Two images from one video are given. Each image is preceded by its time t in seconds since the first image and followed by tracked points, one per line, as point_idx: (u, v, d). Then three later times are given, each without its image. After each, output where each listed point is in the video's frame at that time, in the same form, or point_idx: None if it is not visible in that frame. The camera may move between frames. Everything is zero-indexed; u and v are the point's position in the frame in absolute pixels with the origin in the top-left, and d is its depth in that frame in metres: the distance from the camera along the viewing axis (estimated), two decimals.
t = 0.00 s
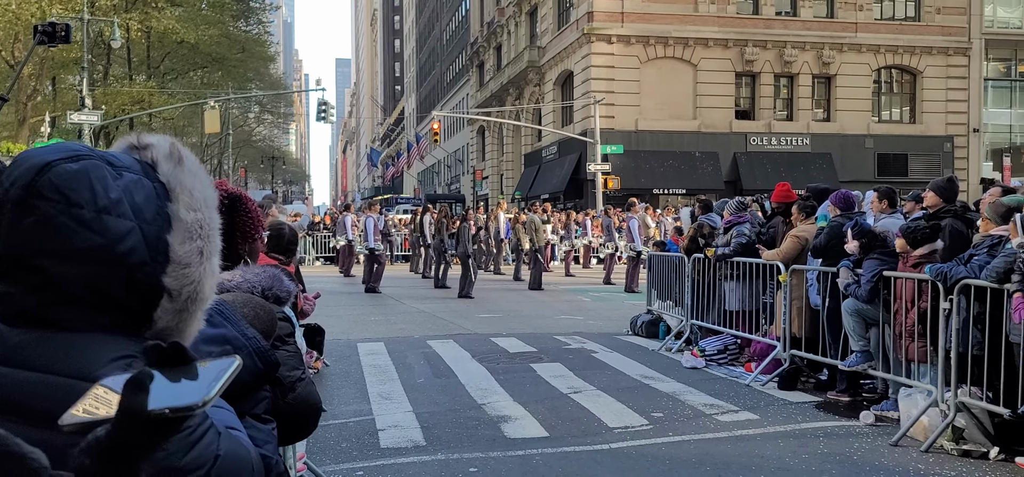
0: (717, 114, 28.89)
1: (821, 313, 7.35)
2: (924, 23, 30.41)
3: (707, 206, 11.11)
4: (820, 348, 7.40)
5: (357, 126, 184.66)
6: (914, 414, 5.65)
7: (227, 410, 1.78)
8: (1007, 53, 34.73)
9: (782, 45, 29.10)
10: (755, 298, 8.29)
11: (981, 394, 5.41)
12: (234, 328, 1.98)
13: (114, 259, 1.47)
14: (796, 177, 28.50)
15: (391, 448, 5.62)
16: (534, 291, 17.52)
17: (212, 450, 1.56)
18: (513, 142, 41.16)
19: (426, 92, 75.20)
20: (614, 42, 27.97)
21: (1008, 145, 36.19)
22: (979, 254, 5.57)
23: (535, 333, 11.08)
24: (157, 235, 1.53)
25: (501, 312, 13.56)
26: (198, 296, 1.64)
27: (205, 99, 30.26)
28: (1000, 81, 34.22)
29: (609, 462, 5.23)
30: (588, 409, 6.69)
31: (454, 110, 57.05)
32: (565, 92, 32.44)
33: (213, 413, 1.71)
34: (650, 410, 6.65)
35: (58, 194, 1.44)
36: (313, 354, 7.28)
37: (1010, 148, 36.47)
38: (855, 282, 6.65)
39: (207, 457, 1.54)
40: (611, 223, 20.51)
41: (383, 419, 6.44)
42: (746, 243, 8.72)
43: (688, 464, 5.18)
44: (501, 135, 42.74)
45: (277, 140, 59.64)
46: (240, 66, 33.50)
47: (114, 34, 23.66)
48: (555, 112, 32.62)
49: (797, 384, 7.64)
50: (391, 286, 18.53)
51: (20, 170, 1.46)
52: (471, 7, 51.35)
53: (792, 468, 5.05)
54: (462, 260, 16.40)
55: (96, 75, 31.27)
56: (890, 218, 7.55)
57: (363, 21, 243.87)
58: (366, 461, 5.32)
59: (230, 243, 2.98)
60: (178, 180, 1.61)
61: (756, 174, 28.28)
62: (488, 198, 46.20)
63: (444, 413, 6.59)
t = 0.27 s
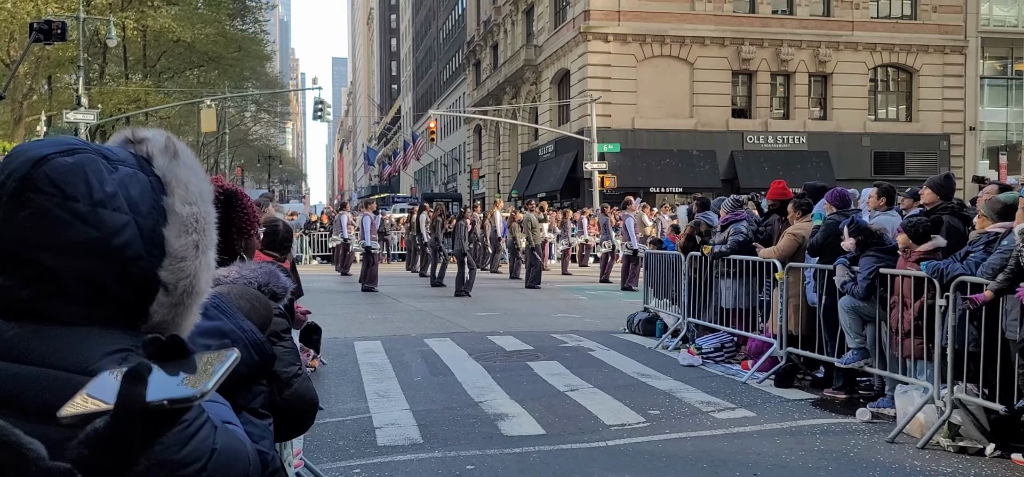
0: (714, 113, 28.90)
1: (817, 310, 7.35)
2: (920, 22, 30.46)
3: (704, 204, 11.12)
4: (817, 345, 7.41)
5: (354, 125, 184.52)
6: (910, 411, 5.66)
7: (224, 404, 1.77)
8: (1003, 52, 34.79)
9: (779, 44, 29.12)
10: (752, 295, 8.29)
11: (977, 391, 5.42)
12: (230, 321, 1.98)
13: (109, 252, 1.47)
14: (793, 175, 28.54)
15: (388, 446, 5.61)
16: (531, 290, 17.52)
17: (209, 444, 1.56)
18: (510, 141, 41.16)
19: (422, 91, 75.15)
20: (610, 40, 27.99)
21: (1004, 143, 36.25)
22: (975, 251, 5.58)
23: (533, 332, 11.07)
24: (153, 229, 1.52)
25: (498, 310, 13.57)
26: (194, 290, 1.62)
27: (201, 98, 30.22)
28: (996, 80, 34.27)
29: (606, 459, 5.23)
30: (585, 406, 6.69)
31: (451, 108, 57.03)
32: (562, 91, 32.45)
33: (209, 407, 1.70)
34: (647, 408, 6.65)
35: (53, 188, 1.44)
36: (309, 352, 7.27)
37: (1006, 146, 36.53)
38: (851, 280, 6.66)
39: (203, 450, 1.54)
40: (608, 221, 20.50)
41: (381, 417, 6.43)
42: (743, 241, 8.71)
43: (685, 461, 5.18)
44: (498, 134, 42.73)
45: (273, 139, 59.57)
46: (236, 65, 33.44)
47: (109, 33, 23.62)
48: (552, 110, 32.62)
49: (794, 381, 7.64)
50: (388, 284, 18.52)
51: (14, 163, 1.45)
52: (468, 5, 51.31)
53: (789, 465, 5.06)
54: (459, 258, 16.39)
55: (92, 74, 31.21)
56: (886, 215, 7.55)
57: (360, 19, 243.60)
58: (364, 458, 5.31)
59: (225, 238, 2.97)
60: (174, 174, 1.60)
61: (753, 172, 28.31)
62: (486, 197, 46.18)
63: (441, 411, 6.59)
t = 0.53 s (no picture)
0: (708, 110, 28.93)
1: (812, 306, 7.37)
2: (913, 18, 30.54)
3: (699, 201, 11.13)
4: (811, 341, 7.43)
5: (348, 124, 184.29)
6: (904, 406, 5.68)
7: (217, 404, 1.77)
8: (996, 47, 34.88)
9: (772, 40, 29.18)
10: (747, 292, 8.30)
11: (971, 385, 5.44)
12: (219, 315, 1.98)
13: (101, 252, 1.46)
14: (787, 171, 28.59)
15: (384, 444, 5.61)
16: (526, 288, 17.52)
17: (202, 443, 1.55)
18: (504, 139, 41.15)
19: (417, 89, 75.08)
20: (604, 38, 28.01)
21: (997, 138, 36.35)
22: (969, 246, 5.60)
23: (528, 330, 11.08)
24: (144, 228, 1.52)
25: (493, 308, 13.57)
26: (186, 290, 1.62)
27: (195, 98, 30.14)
28: (989, 75, 34.37)
29: (602, 457, 5.24)
30: (580, 404, 6.70)
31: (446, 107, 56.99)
32: (556, 89, 32.47)
33: (202, 406, 1.70)
34: (642, 405, 6.66)
35: (42, 187, 1.43)
36: (305, 352, 7.27)
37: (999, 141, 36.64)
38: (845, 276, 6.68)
39: (197, 450, 1.54)
40: (603, 219, 20.50)
41: (376, 416, 6.43)
42: (738, 237, 8.73)
43: (681, 457, 5.19)
44: (493, 133, 42.73)
45: (268, 138, 59.45)
46: (229, 65, 33.35)
47: (102, 33, 23.54)
48: (546, 108, 32.64)
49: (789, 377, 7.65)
50: (383, 283, 18.51)
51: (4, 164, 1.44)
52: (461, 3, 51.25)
53: (784, 461, 5.07)
54: (455, 257, 16.39)
55: (85, 74, 31.11)
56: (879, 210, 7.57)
57: (353, 18, 243.21)
58: (360, 458, 5.31)
59: (217, 237, 2.97)
60: (165, 174, 1.59)
61: (747, 169, 28.35)
62: (481, 195, 46.17)
63: (437, 410, 6.59)
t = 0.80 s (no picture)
0: (693, 106, 29.00)
1: (796, 301, 7.40)
2: (895, 13, 30.75)
3: (686, 197, 11.16)
4: (796, 335, 7.47)
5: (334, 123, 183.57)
6: (888, 399, 5.72)
7: (194, 405, 1.75)
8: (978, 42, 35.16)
9: (756, 36, 29.31)
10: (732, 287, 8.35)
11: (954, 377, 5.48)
12: (185, 315, 1.96)
13: (75, 256, 1.44)
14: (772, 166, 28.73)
15: (371, 444, 5.60)
16: (514, 285, 17.51)
17: (179, 446, 1.54)
18: (491, 137, 41.11)
19: (403, 87, 74.85)
20: (590, 35, 28.00)
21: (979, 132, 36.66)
22: (950, 239, 5.63)
23: (516, 327, 11.08)
24: (118, 231, 1.50)
25: (481, 306, 13.56)
26: (162, 291, 1.60)
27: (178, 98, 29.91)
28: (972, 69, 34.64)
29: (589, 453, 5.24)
30: (567, 401, 6.71)
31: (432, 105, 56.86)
32: (542, 86, 32.47)
33: (179, 408, 1.69)
34: (629, 401, 6.68)
35: (13, 189, 1.41)
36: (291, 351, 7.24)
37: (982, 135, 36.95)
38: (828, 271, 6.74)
39: (174, 453, 1.52)
40: (590, 216, 20.50)
41: (363, 415, 6.41)
42: (722, 233, 8.76)
43: (668, 453, 5.20)
44: (479, 130, 42.68)
45: (253, 138, 59.09)
46: (213, 64, 33.11)
47: (84, 33, 23.30)
48: (532, 105, 32.63)
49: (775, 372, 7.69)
50: (370, 282, 18.44)
51: None
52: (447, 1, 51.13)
53: (770, 455, 5.09)
54: (442, 255, 16.36)
55: (66, 74, 30.81)
56: (860, 205, 7.61)
57: (338, 17, 242.24)
58: (347, 457, 5.29)
59: (194, 236, 2.94)
60: (142, 176, 1.57)
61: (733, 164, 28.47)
62: (467, 193, 46.10)
63: (424, 409, 6.58)
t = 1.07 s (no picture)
0: (675, 102, 29.07)
1: (774, 297, 7.44)
2: (875, 11, 31.00)
3: (666, 193, 11.19)
4: (774, 331, 7.52)
5: (316, 117, 182.37)
6: (863, 394, 5.78)
7: (153, 403, 1.72)
8: (956, 40, 35.53)
9: (738, 33, 29.46)
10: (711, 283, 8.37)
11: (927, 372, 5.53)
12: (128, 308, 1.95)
13: (25, 251, 1.41)
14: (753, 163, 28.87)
15: (348, 440, 5.56)
16: (495, 281, 17.47)
17: (133, 445, 1.51)
18: (474, 132, 41.01)
19: (385, 82, 74.46)
20: (573, 30, 27.96)
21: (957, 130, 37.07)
22: (923, 237, 5.69)
23: (496, 323, 11.06)
24: (71, 226, 1.47)
25: (462, 302, 13.52)
26: (116, 288, 1.56)
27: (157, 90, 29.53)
28: (950, 68, 35.01)
29: (566, 448, 5.25)
30: (546, 396, 6.71)
31: (415, 100, 56.64)
32: (525, 81, 32.42)
33: (135, 407, 1.65)
34: (608, 396, 6.68)
35: None
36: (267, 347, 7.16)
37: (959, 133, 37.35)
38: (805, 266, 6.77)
39: (127, 452, 1.49)
40: (572, 212, 20.50)
41: (340, 411, 6.37)
42: (702, 229, 8.76)
43: (644, 448, 5.21)
44: (462, 125, 42.57)
45: (233, 132, 58.52)
46: (193, 57, 32.73)
47: (59, 24, 22.92)
48: (515, 101, 32.57)
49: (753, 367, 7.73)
50: (351, 278, 18.33)
51: None
52: None
53: (746, 450, 5.12)
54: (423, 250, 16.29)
55: (42, 66, 30.32)
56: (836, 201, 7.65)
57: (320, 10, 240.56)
58: (323, 453, 5.26)
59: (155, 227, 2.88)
60: (96, 169, 1.53)
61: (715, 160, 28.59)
62: (450, 188, 45.97)
63: (402, 405, 6.54)
